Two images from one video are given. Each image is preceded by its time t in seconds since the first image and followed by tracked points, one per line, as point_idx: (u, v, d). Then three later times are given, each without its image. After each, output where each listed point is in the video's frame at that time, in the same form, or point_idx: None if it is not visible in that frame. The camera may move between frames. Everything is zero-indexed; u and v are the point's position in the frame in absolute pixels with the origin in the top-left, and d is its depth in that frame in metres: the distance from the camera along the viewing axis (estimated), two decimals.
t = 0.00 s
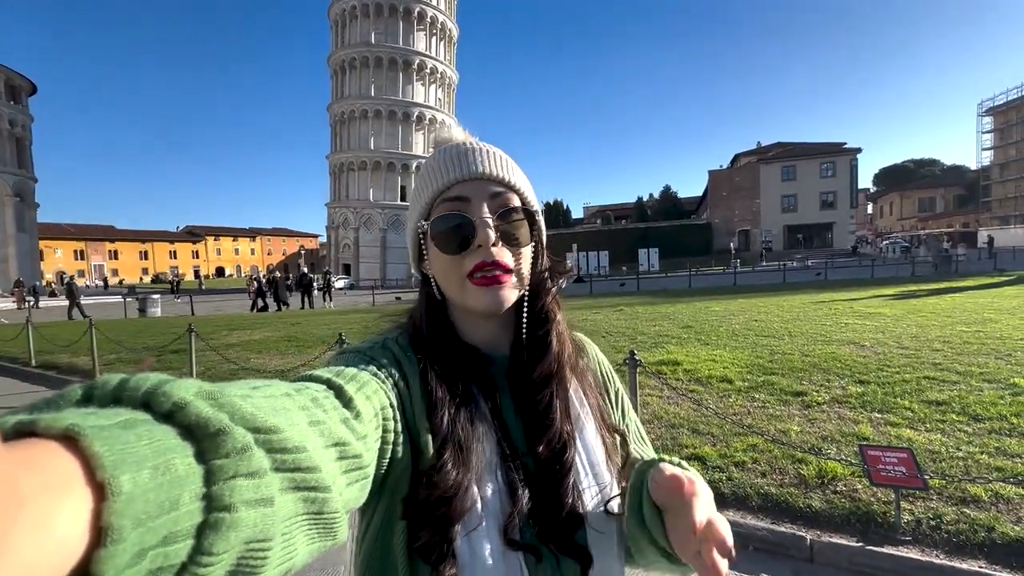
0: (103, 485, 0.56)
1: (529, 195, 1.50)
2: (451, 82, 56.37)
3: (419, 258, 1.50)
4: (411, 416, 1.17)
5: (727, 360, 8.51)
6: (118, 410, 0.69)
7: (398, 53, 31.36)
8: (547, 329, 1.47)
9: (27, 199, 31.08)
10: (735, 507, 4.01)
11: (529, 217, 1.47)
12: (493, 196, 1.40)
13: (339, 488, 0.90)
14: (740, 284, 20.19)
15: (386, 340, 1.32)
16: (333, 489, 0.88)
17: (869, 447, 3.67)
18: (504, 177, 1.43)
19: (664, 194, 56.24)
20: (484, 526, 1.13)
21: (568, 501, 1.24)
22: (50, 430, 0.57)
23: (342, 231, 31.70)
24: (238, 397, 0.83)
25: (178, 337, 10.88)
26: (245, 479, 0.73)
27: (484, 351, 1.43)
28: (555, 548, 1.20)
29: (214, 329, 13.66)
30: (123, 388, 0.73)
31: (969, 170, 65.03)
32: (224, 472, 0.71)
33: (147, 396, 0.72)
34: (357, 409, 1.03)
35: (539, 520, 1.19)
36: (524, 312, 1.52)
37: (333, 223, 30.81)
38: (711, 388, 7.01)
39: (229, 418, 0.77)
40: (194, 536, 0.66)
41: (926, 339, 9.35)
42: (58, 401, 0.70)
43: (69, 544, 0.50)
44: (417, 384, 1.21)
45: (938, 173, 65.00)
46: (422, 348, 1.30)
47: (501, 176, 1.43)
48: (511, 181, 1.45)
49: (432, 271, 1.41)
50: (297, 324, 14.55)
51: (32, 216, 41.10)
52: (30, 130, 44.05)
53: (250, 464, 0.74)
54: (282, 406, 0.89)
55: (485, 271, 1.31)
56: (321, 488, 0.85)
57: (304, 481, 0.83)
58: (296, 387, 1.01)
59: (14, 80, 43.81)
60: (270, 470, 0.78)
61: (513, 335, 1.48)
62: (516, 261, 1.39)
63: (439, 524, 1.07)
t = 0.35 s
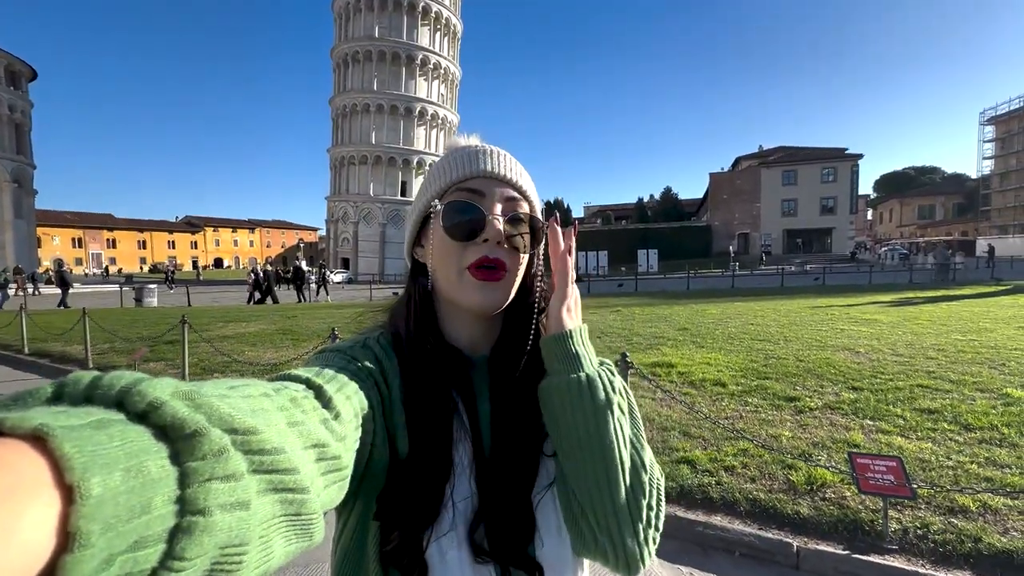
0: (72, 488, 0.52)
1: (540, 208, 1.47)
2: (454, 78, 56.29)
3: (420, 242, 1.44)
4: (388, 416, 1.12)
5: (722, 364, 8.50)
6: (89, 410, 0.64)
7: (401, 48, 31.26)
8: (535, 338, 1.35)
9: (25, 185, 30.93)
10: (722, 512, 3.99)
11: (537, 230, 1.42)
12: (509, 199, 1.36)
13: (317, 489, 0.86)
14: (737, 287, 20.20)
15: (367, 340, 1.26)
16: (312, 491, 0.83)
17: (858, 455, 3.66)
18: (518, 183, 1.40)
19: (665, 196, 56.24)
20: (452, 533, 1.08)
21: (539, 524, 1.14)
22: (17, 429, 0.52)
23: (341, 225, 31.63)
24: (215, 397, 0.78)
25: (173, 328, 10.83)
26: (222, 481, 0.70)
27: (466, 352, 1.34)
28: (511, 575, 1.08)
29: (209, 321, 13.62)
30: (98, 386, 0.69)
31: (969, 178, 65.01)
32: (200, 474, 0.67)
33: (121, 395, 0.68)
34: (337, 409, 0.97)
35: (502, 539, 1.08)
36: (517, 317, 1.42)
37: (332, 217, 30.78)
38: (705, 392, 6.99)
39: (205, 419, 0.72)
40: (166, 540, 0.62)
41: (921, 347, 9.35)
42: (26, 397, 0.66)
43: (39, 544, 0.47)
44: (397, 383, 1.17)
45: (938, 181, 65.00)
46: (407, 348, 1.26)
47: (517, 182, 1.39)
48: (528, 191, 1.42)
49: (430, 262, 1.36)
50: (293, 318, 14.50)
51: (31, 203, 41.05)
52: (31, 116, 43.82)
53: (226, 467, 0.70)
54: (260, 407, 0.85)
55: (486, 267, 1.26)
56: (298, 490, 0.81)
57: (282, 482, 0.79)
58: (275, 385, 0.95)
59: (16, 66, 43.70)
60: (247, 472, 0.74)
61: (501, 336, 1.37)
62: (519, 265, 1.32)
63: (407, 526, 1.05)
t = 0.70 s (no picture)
0: (74, 487, 0.49)
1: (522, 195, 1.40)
2: (453, 77, 56.12)
3: (410, 258, 1.46)
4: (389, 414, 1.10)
5: (714, 368, 8.52)
6: (91, 407, 0.62)
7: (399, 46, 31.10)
8: (524, 330, 1.29)
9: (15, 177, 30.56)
10: (714, 517, 3.98)
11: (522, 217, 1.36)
12: (484, 199, 1.33)
13: (319, 488, 0.83)
14: (731, 291, 20.25)
15: (369, 337, 1.24)
16: (314, 488, 0.80)
17: (849, 460, 3.65)
18: (489, 177, 1.35)
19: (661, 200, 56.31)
20: (444, 536, 1.05)
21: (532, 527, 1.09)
22: (19, 428, 0.50)
23: (337, 223, 31.48)
24: (219, 394, 0.76)
25: (163, 324, 10.72)
26: (223, 479, 0.67)
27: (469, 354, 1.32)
28: None
29: (201, 317, 13.49)
30: (99, 383, 0.65)
31: (961, 187, 65.05)
32: (202, 472, 0.65)
33: (123, 392, 0.65)
34: (340, 407, 0.95)
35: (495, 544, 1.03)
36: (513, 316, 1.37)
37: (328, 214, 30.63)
38: (697, 395, 7.01)
39: (208, 416, 0.70)
40: (168, 538, 0.59)
41: (912, 354, 9.41)
42: (28, 395, 0.63)
43: (41, 545, 0.45)
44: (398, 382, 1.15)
45: (932, 189, 65.03)
46: (405, 348, 1.23)
47: (487, 174, 1.34)
48: (506, 186, 1.37)
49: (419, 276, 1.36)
50: (286, 315, 14.39)
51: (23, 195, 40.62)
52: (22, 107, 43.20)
53: (229, 464, 0.67)
54: (263, 404, 0.82)
55: (468, 273, 1.24)
56: (300, 487, 0.78)
57: (283, 480, 0.76)
58: (277, 382, 0.93)
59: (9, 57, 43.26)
60: (250, 468, 0.71)
61: (502, 335, 1.34)
62: (504, 264, 1.29)
63: (403, 526, 1.03)
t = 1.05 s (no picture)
0: (114, 470, 0.51)
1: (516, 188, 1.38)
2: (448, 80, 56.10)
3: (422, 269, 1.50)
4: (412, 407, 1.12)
5: (711, 369, 8.56)
6: (131, 396, 0.64)
7: (395, 49, 31.04)
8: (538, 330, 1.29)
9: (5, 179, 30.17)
10: (712, 517, 4.01)
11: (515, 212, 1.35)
12: (475, 200, 1.33)
13: (342, 480, 0.83)
14: (726, 293, 20.34)
15: (392, 335, 1.26)
16: (337, 480, 0.81)
17: (846, 460, 3.67)
18: (475, 174, 1.34)
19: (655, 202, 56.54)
20: (464, 529, 1.06)
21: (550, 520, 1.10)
22: (66, 413, 0.52)
23: (331, 225, 31.38)
24: (248, 386, 0.77)
25: (157, 327, 10.64)
26: (252, 468, 0.68)
27: (487, 354, 1.32)
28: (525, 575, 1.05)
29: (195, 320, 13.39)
30: (138, 372, 0.67)
31: (951, 190, 65.08)
32: (232, 461, 0.66)
33: (160, 382, 0.67)
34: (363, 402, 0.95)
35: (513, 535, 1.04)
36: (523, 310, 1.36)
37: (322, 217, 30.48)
38: (694, 396, 7.04)
39: (237, 406, 0.70)
40: (199, 523, 0.61)
41: (905, 355, 9.49)
42: (69, 384, 0.65)
43: (84, 525, 0.47)
44: (420, 380, 1.16)
45: (922, 192, 65.04)
46: (423, 344, 1.24)
47: (472, 173, 1.34)
48: (499, 183, 1.35)
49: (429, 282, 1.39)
50: (281, 318, 14.32)
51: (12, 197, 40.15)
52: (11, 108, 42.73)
53: (257, 454, 0.69)
54: (290, 395, 0.83)
55: (465, 275, 1.25)
56: (324, 480, 0.78)
57: (309, 472, 0.77)
58: (303, 378, 0.93)
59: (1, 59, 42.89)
60: (276, 459, 0.72)
61: (518, 333, 1.34)
62: (500, 262, 1.28)
63: (426, 520, 1.03)
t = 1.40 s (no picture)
0: (102, 467, 0.52)
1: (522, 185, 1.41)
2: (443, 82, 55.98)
3: (420, 256, 1.49)
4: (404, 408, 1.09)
5: (708, 368, 8.58)
6: (119, 391, 0.64)
7: (388, 51, 30.98)
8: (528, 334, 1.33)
9: None
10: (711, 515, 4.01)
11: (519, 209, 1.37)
12: (481, 189, 1.34)
13: (334, 477, 0.82)
14: (722, 292, 20.36)
15: (385, 331, 1.26)
16: (330, 478, 0.80)
17: (844, 456, 3.69)
18: (490, 167, 1.35)
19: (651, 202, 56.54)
20: (464, 523, 1.04)
21: (552, 510, 1.11)
22: (52, 409, 0.53)
23: (327, 228, 31.25)
24: (239, 382, 0.76)
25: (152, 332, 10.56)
26: (243, 464, 0.68)
27: (481, 349, 1.35)
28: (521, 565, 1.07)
29: (190, 324, 13.32)
30: (125, 368, 0.68)
31: (944, 188, 65.10)
32: (220, 459, 0.65)
33: (148, 377, 0.67)
34: (356, 398, 0.94)
35: (517, 523, 1.08)
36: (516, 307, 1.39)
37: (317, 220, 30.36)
38: (692, 395, 7.05)
39: (226, 403, 0.70)
40: (189, 520, 0.61)
41: (900, 352, 9.54)
42: (55, 379, 0.65)
43: (71, 521, 0.48)
44: (414, 376, 1.15)
45: (915, 190, 65.02)
46: (418, 341, 1.24)
47: (487, 166, 1.35)
48: (504, 174, 1.37)
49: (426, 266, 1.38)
50: (277, 322, 14.25)
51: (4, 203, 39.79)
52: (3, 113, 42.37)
53: (248, 451, 0.68)
54: (281, 393, 0.82)
55: (469, 262, 1.25)
56: (317, 478, 0.77)
57: (300, 470, 0.76)
58: (296, 374, 0.94)
59: None
60: (267, 456, 0.71)
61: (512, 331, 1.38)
62: (504, 253, 1.31)
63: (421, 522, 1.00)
